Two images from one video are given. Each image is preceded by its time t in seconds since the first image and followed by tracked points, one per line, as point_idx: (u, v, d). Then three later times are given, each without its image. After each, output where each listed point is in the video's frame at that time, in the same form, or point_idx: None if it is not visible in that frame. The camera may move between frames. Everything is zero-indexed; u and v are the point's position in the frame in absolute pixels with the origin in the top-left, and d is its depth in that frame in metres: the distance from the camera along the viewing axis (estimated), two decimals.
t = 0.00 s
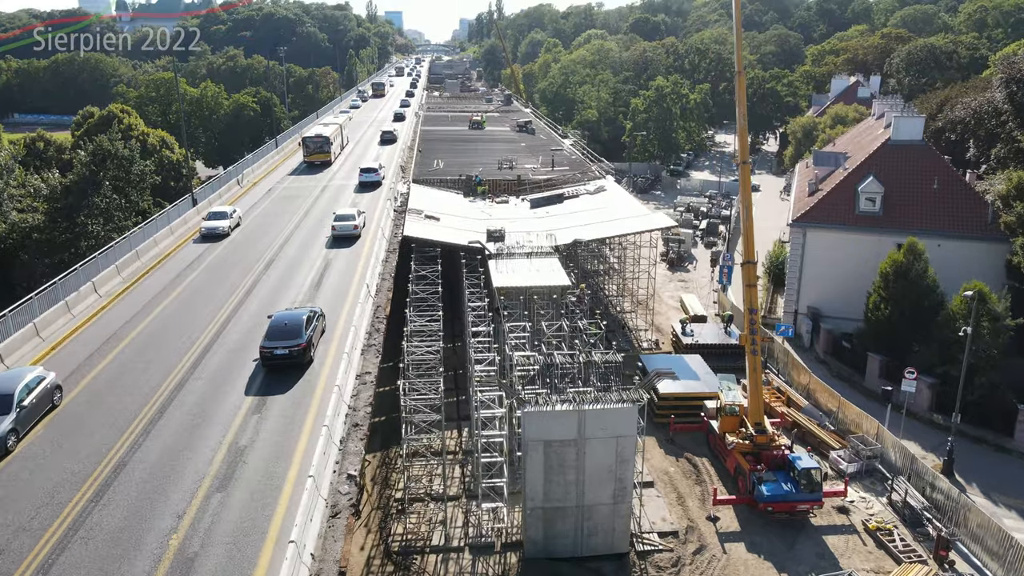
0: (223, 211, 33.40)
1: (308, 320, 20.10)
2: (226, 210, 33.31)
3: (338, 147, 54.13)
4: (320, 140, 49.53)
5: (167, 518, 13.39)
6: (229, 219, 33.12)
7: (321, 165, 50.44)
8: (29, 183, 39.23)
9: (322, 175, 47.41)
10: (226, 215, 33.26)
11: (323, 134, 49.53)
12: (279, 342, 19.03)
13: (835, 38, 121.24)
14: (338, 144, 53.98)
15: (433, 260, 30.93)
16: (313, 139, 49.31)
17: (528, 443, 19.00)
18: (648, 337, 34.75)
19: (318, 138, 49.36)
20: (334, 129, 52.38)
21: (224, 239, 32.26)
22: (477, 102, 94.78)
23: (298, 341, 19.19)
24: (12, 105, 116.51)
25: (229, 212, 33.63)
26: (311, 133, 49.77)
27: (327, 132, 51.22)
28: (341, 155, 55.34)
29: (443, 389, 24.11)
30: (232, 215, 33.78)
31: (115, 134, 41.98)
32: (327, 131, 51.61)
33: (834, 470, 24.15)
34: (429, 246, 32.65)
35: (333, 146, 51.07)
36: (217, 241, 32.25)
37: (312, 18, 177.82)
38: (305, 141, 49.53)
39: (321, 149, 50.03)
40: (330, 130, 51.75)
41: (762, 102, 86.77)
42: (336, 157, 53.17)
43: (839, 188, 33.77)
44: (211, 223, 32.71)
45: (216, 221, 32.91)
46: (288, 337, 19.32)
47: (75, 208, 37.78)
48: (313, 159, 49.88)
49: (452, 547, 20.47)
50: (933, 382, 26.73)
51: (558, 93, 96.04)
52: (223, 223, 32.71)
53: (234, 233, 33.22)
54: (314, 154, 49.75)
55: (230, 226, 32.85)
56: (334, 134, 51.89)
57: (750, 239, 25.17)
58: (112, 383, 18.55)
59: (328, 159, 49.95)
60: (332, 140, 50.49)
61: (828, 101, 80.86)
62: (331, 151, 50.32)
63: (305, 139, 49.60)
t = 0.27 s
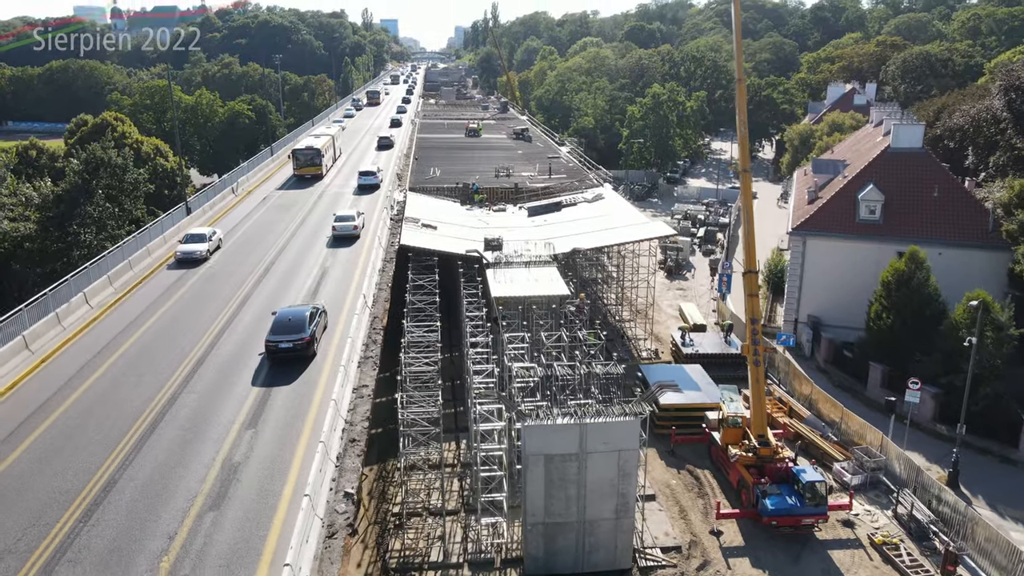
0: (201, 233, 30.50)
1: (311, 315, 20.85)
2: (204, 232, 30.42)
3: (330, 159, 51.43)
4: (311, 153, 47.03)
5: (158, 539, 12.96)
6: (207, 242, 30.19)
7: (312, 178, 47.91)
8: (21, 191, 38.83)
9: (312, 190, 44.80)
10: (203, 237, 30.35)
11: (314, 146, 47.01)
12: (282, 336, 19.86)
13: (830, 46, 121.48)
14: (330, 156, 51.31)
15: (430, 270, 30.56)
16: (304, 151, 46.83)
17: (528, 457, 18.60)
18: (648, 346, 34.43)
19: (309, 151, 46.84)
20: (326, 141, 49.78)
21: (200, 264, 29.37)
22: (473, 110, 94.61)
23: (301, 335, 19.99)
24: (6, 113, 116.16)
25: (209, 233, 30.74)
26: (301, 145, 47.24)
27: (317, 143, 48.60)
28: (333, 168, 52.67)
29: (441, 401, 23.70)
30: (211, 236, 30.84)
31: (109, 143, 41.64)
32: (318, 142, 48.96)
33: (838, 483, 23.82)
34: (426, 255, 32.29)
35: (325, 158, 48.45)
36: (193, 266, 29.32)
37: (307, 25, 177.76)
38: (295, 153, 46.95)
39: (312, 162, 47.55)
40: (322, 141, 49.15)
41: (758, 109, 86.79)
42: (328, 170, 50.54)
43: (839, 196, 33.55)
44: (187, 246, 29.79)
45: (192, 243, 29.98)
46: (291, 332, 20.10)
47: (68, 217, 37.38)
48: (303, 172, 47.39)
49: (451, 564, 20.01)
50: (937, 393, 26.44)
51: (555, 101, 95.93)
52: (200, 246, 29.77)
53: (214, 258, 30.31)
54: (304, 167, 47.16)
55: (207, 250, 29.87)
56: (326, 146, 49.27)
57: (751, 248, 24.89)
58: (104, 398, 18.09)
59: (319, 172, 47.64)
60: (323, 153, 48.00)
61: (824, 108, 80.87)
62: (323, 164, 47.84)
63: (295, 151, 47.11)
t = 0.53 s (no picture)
0: (180, 256, 27.83)
1: (317, 309, 21.75)
2: (184, 255, 27.75)
3: (326, 171, 49.47)
4: (306, 166, 45.12)
5: (156, 555, 12.69)
6: (187, 266, 27.52)
7: (307, 193, 45.99)
8: (20, 199, 38.74)
9: (306, 205, 42.79)
10: (183, 260, 27.68)
11: (309, 159, 45.07)
12: (292, 329, 20.78)
13: (830, 53, 121.62)
14: (325, 168, 49.35)
15: (431, 278, 30.34)
16: (299, 164, 44.88)
17: (532, 469, 18.32)
18: (650, 355, 34.20)
19: (303, 163, 44.90)
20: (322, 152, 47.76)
21: (178, 291, 26.70)
22: (473, 117, 94.52)
23: (309, 328, 20.90)
24: (6, 120, 116.18)
25: (189, 257, 28.07)
26: (296, 157, 45.29)
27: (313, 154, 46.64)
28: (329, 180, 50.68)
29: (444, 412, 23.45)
30: (193, 259, 28.20)
31: (109, 150, 41.57)
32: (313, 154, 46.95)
33: (845, 494, 23.54)
34: (428, 263, 32.08)
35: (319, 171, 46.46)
36: (171, 294, 26.59)
37: (307, 33, 178.02)
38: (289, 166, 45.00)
39: (307, 176, 45.61)
40: (318, 153, 47.18)
41: (758, 117, 86.77)
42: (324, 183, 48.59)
43: (842, 205, 33.39)
44: (165, 271, 27.10)
45: (171, 268, 27.30)
46: (300, 325, 21.01)
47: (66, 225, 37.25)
48: (298, 186, 45.51)
49: None
50: (942, 402, 26.20)
51: (555, 108, 95.88)
52: (180, 271, 27.08)
53: (195, 284, 27.66)
54: (298, 180, 45.26)
55: (187, 276, 27.17)
56: (321, 158, 47.23)
57: (755, 257, 24.71)
58: (102, 409, 17.84)
59: (314, 186, 45.69)
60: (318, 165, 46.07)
61: (824, 115, 80.81)
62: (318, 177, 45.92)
63: (289, 163, 45.14)
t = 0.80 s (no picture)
0: (157, 282, 25.30)
1: (326, 303, 22.88)
2: (163, 281, 25.25)
3: (322, 183, 47.42)
4: (301, 179, 43.06)
5: (158, 567, 12.53)
6: (165, 294, 24.97)
7: (303, 207, 43.93)
8: (20, 207, 38.81)
9: (301, 221, 40.61)
10: (161, 286, 25.14)
11: (305, 172, 43.02)
12: (303, 321, 21.95)
13: (830, 61, 121.78)
14: (322, 180, 47.28)
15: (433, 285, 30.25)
16: (293, 177, 42.85)
17: (536, 479, 18.19)
18: (652, 362, 34.06)
19: (298, 176, 42.85)
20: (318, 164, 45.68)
21: (155, 322, 24.16)
22: (474, 124, 94.54)
23: (318, 320, 22.05)
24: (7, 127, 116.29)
25: (169, 283, 25.53)
26: (290, 169, 43.25)
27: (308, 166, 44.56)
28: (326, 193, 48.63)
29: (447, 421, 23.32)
30: (173, 284, 25.68)
31: (110, 157, 41.54)
32: (308, 166, 44.81)
33: (850, 504, 23.36)
34: (430, 270, 31.99)
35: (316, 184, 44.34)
36: (148, 326, 24.08)
37: (307, 40, 178.45)
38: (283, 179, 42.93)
39: (302, 189, 43.55)
40: (314, 165, 45.11)
41: (759, 124, 86.82)
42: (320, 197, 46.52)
43: (844, 212, 33.31)
44: (141, 300, 24.58)
45: (147, 297, 24.80)
46: (310, 317, 22.17)
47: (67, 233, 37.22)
48: (292, 200, 43.44)
49: None
50: (948, 411, 26.06)
51: (555, 115, 96.02)
52: (157, 300, 24.54)
53: (174, 313, 25.10)
54: (294, 194, 43.20)
55: (165, 304, 24.62)
56: (317, 170, 45.13)
57: (760, 265, 24.60)
58: (103, 418, 17.74)
59: (310, 200, 43.67)
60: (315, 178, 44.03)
61: (825, 123, 80.84)
62: (314, 190, 43.95)
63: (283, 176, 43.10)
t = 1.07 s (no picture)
0: (133, 311, 23.00)
1: (336, 297, 24.21)
2: (139, 311, 22.98)
3: (319, 196, 45.46)
4: (296, 192, 41.14)
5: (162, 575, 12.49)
6: (141, 325, 22.67)
7: (298, 222, 41.99)
8: (23, 214, 38.80)
9: (296, 237, 38.56)
10: (136, 316, 22.84)
11: (300, 185, 41.12)
12: (314, 313, 23.29)
13: (830, 68, 122.10)
14: (319, 193, 45.32)
15: (436, 292, 30.25)
16: (288, 190, 41.01)
17: (541, 487, 18.13)
18: (655, 369, 34.03)
19: (294, 189, 40.93)
20: (314, 176, 43.72)
21: (128, 358, 21.85)
22: (475, 131, 94.68)
23: (329, 313, 23.41)
24: (8, 134, 116.52)
25: (145, 312, 23.22)
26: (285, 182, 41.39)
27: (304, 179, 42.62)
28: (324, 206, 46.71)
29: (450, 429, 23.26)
30: (150, 312, 23.40)
31: (114, 165, 41.54)
32: (304, 179, 42.82)
33: (855, 512, 23.30)
34: (432, 278, 32.01)
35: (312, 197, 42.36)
36: (120, 361, 21.73)
37: (309, 48, 178.98)
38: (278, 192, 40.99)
39: (298, 203, 41.66)
40: (310, 177, 43.17)
41: (760, 131, 86.96)
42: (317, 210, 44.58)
43: (847, 219, 33.32)
44: None
45: (121, 328, 22.49)
46: (321, 310, 23.52)
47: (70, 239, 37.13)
48: (287, 214, 41.51)
49: None
50: (952, 418, 25.99)
51: (556, 122, 96.25)
52: (131, 332, 22.23)
53: (150, 347, 22.76)
54: (288, 208, 41.27)
55: (140, 337, 22.31)
56: (313, 182, 43.19)
57: (763, 272, 24.59)
58: (106, 425, 17.72)
59: (306, 215, 41.79)
60: (311, 191, 42.13)
61: (826, 130, 80.99)
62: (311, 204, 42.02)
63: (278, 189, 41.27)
